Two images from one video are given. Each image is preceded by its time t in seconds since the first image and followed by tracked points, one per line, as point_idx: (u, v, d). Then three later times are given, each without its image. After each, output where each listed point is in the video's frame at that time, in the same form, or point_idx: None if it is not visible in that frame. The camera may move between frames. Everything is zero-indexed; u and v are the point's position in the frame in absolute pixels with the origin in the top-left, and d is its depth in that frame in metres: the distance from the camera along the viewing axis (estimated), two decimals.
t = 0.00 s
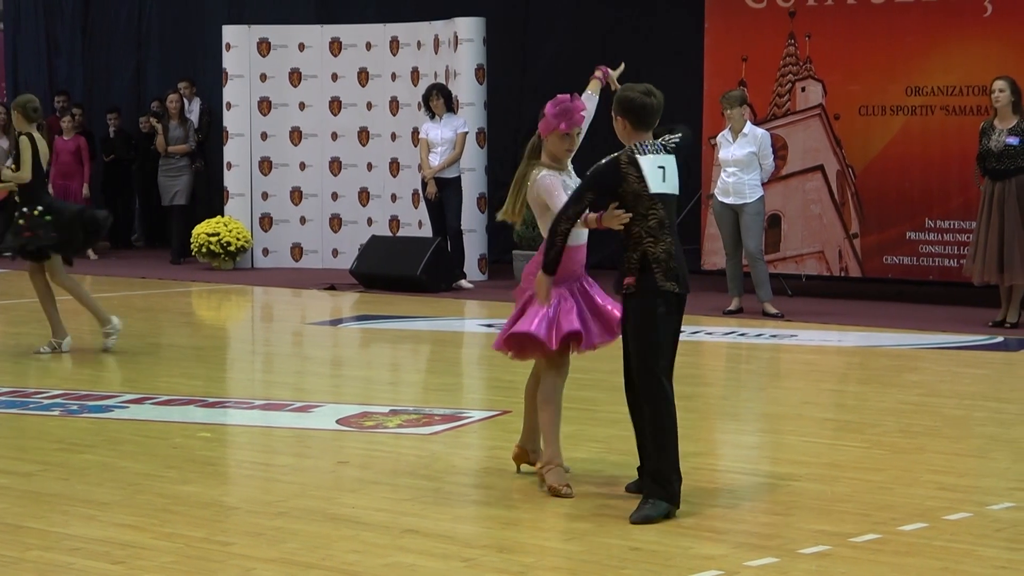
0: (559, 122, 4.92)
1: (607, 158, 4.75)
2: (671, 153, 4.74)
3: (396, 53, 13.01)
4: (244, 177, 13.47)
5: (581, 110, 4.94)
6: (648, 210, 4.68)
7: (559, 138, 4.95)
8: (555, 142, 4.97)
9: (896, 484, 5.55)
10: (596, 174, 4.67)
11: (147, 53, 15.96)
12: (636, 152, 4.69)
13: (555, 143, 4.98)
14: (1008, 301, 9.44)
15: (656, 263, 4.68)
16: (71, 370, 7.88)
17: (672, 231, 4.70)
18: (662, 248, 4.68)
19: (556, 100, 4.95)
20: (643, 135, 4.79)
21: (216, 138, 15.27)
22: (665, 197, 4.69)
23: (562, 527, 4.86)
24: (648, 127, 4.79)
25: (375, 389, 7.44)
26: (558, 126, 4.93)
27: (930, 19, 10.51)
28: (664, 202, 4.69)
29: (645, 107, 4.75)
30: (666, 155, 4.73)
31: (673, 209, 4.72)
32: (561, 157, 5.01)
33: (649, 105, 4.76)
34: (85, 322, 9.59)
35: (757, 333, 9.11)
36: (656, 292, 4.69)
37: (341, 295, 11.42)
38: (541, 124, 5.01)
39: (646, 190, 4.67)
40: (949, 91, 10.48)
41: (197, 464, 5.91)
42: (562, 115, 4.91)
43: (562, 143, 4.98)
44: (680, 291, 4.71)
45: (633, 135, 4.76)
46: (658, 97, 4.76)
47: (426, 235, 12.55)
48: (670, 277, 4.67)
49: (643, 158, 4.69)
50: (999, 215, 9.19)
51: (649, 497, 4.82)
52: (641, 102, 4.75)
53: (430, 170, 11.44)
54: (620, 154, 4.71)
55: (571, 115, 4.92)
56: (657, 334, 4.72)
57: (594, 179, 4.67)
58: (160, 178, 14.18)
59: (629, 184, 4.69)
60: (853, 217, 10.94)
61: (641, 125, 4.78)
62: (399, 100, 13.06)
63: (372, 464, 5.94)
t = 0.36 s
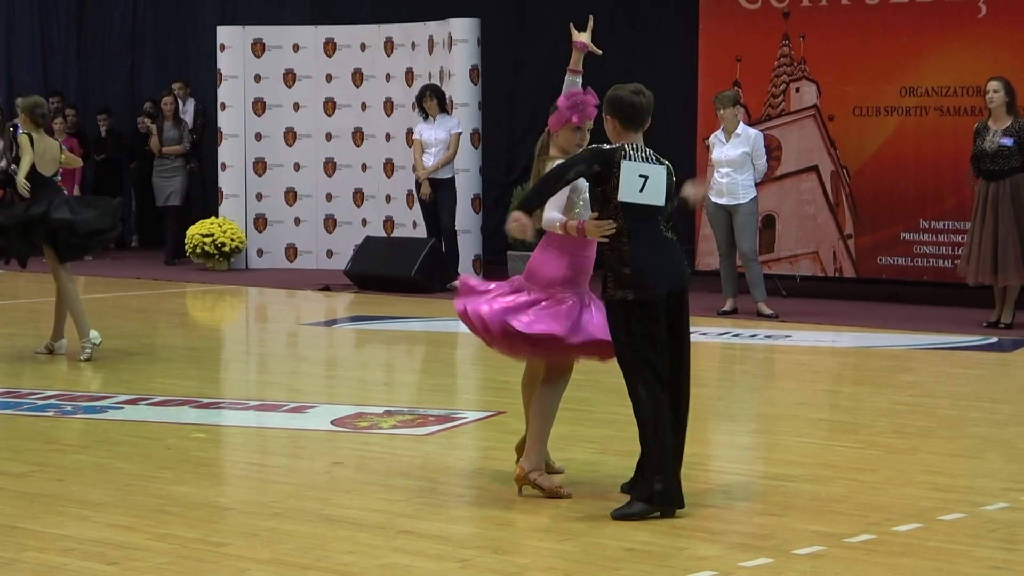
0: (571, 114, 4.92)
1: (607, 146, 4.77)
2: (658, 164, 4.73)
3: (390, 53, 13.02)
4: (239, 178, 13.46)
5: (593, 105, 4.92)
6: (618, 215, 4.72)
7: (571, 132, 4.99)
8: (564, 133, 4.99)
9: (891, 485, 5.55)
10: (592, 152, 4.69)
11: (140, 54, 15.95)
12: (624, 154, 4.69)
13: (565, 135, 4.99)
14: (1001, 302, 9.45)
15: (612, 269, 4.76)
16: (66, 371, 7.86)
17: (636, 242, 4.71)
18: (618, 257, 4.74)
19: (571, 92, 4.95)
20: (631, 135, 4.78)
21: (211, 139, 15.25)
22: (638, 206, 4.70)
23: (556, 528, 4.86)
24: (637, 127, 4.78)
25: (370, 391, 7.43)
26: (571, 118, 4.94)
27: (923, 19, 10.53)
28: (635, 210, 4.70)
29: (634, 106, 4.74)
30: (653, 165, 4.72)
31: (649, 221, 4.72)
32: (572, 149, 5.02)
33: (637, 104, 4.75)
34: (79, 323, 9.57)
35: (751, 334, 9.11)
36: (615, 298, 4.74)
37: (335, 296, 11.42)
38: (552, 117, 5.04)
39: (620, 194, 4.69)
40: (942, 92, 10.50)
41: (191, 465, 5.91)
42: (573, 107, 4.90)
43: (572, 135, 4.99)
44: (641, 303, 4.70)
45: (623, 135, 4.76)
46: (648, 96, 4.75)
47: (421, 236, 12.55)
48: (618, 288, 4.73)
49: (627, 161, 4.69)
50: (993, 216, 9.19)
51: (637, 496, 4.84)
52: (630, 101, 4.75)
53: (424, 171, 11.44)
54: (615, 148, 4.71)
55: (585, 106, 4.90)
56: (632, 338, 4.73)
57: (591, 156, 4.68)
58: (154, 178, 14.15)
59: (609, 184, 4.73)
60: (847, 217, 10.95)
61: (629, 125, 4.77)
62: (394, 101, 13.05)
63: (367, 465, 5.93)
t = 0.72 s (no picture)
0: (560, 121, 4.94)
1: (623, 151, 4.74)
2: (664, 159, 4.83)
3: (385, 54, 13.02)
4: (233, 179, 13.47)
5: (582, 112, 4.95)
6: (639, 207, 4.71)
7: (559, 138, 4.97)
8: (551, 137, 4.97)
9: (885, 485, 5.55)
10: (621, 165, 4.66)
11: (136, 54, 15.94)
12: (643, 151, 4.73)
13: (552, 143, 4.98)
14: (996, 302, 9.44)
15: (628, 255, 4.71)
16: (60, 372, 7.86)
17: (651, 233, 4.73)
18: (638, 243, 4.70)
19: (560, 98, 4.95)
20: (631, 137, 4.79)
21: (205, 140, 15.25)
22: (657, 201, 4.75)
23: (551, 529, 4.85)
24: (635, 129, 4.79)
25: (364, 391, 7.43)
26: (559, 125, 4.95)
27: (918, 21, 10.52)
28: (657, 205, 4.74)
29: (632, 108, 4.74)
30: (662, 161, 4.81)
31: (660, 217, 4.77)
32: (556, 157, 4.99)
33: (632, 106, 4.75)
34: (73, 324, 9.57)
35: (747, 335, 9.10)
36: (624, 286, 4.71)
37: (329, 296, 11.42)
38: (542, 123, 5.03)
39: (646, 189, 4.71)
40: (937, 93, 10.50)
41: (186, 466, 5.91)
42: (564, 115, 4.92)
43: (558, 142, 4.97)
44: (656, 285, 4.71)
45: (623, 138, 4.76)
46: (642, 98, 4.75)
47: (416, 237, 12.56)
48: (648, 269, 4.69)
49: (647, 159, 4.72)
50: (989, 217, 9.19)
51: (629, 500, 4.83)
52: (626, 104, 4.75)
53: (418, 172, 11.42)
54: (632, 152, 4.70)
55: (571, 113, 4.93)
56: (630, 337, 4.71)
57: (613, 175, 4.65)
58: (150, 179, 14.12)
59: (633, 185, 4.70)
60: (841, 218, 10.94)
61: (627, 127, 4.77)
62: (389, 101, 13.08)
63: (361, 466, 5.93)
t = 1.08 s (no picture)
0: (549, 114, 4.92)
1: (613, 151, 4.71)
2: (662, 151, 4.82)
3: (379, 55, 13.02)
4: (228, 180, 13.46)
5: (570, 102, 4.94)
6: (641, 202, 4.72)
7: (553, 131, 4.97)
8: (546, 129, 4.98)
9: (880, 486, 5.55)
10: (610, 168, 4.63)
11: (130, 54, 15.93)
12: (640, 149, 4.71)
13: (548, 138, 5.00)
14: (990, 303, 9.45)
15: (640, 249, 4.71)
16: (53, 373, 7.86)
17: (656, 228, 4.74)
18: (648, 235, 4.72)
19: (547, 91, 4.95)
20: (630, 132, 4.79)
21: (200, 141, 15.25)
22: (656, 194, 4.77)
23: (546, 530, 4.85)
24: (635, 124, 4.79)
25: (359, 392, 7.43)
26: (549, 118, 4.93)
27: (913, 21, 10.54)
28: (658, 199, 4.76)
29: (632, 104, 4.75)
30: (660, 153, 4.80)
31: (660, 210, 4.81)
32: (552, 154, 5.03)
33: (633, 102, 4.75)
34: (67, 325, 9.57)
35: (741, 336, 9.10)
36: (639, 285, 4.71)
37: (323, 297, 11.43)
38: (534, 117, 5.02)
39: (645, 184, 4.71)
40: (931, 94, 10.51)
41: (181, 467, 5.90)
42: (551, 107, 4.90)
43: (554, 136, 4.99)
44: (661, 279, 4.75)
45: (623, 133, 4.76)
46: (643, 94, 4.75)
47: (411, 237, 12.56)
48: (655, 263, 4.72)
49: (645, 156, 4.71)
50: (982, 218, 9.19)
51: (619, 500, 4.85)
52: (627, 100, 4.75)
53: (412, 174, 11.47)
54: (629, 149, 4.69)
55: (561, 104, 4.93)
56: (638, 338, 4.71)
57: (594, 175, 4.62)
58: (144, 180, 14.12)
59: (634, 180, 4.69)
60: (836, 219, 10.94)
61: (626, 121, 4.78)
62: (383, 103, 13.06)
63: (356, 467, 5.93)
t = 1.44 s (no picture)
0: (543, 110, 4.94)
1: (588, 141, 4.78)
2: (650, 153, 4.73)
3: (374, 56, 13.04)
4: (222, 181, 13.43)
5: (563, 99, 4.96)
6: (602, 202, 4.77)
7: (543, 128, 4.98)
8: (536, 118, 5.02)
9: (874, 487, 5.55)
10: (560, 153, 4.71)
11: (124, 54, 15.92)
12: (605, 152, 4.71)
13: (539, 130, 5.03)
14: (985, 303, 9.45)
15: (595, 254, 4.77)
16: (48, 374, 7.86)
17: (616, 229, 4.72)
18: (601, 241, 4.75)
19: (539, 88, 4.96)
20: (627, 130, 4.80)
21: (195, 142, 15.26)
22: (628, 197, 4.73)
23: (539, 530, 4.86)
24: (631, 123, 4.79)
25: (353, 393, 7.43)
26: (542, 114, 4.95)
27: (907, 22, 10.56)
28: (624, 202, 4.73)
29: (631, 103, 4.75)
30: (643, 155, 4.72)
31: (642, 210, 4.74)
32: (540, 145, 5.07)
33: (631, 101, 4.75)
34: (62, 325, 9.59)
35: (735, 336, 9.11)
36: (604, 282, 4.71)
37: (318, 298, 11.46)
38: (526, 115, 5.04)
39: (604, 186, 4.73)
40: (926, 95, 10.52)
41: (175, 468, 5.90)
42: (544, 103, 4.92)
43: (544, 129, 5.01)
44: (609, 283, 4.72)
45: (616, 130, 4.79)
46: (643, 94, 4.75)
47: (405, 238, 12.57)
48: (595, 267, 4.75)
49: (612, 155, 4.71)
50: (976, 219, 9.20)
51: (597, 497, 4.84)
52: (625, 98, 4.75)
53: (407, 173, 11.41)
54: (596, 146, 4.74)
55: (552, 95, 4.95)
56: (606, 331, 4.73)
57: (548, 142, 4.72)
58: (139, 181, 14.13)
59: (595, 180, 4.76)
60: (830, 220, 10.94)
61: (625, 119, 4.78)
62: (378, 103, 13.09)
63: (350, 467, 5.93)
